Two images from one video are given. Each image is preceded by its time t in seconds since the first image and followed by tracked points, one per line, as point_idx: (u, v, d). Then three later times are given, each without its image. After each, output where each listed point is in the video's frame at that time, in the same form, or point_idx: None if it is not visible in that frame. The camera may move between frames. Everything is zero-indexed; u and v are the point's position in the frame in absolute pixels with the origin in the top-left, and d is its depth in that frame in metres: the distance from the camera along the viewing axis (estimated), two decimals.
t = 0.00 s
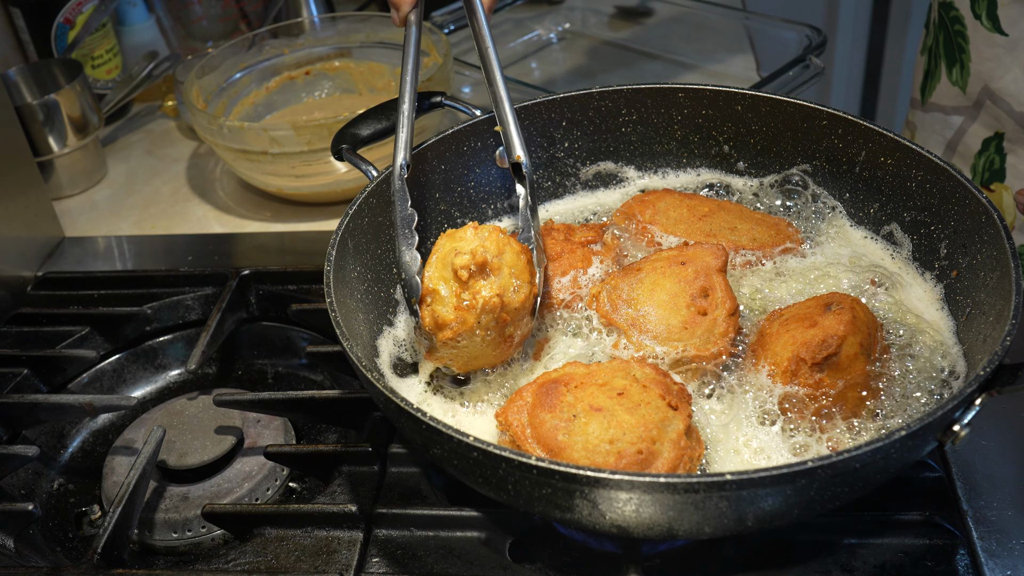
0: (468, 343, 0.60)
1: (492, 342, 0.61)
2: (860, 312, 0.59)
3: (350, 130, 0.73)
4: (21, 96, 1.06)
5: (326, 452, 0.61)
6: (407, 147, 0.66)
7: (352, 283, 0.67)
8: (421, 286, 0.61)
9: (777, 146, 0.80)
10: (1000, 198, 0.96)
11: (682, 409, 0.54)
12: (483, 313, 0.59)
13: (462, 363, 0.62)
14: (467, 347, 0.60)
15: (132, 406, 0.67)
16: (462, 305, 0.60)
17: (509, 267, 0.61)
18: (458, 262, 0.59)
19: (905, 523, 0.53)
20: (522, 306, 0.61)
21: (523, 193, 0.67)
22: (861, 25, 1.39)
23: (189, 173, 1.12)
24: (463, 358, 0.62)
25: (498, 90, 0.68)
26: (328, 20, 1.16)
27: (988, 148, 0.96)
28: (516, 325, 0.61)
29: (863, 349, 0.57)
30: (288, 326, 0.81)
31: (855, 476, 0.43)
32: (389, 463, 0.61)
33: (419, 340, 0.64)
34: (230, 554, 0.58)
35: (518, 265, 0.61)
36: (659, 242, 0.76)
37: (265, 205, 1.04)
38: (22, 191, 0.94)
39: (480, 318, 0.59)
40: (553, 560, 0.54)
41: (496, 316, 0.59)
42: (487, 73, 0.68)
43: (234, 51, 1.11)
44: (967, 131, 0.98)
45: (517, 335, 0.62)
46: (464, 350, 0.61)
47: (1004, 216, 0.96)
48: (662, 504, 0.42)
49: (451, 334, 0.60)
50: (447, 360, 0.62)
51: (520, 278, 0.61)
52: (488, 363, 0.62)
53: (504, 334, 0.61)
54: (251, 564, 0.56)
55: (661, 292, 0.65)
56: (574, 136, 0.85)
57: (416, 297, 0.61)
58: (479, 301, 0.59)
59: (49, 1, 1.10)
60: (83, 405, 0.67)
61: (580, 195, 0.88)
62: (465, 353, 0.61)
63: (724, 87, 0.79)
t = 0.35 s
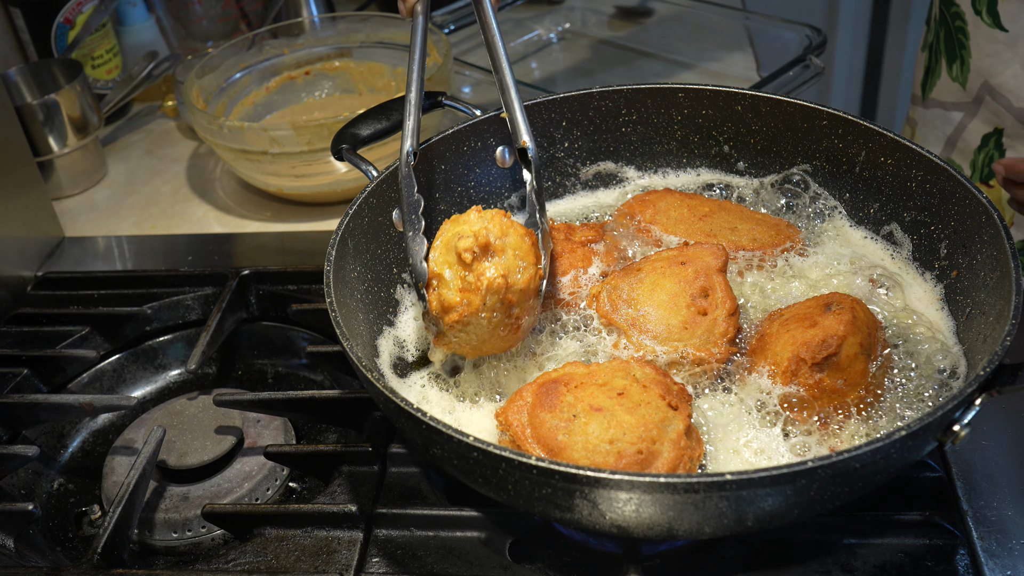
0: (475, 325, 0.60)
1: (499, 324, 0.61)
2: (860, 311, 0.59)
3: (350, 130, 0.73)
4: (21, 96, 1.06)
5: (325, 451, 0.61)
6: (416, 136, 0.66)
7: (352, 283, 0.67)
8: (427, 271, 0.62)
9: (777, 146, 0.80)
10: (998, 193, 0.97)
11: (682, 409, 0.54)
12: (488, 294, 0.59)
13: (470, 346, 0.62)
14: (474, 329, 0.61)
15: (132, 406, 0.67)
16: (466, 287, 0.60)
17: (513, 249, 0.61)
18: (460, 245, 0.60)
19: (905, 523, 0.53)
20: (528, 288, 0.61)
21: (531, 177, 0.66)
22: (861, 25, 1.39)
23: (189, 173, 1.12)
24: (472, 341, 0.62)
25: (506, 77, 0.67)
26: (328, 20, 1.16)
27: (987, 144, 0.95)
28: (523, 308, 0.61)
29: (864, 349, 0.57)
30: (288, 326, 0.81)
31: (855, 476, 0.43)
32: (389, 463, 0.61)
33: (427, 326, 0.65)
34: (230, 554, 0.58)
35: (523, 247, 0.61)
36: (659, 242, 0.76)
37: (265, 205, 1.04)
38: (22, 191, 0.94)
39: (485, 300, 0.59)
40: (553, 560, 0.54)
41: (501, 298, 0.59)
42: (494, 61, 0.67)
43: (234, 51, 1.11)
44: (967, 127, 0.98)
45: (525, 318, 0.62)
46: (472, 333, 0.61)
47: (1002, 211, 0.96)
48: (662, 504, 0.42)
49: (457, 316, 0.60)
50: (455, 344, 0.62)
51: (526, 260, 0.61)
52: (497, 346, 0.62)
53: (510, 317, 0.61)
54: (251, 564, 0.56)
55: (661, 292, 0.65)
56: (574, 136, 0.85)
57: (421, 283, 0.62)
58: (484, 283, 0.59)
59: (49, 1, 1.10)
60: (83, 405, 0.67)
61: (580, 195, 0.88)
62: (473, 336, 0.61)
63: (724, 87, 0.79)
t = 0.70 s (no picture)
0: (536, 208, 0.62)
1: (560, 196, 0.62)
2: (860, 311, 0.59)
3: (350, 130, 0.73)
4: (21, 96, 1.06)
5: (325, 451, 0.61)
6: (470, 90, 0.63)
7: (352, 283, 0.67)
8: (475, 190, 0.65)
9: (777, 146, 0.80)
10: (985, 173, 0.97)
11: (682, 409, 0.54)
12: (529, 174, 0.62)
13: (547, 232, 0.63)
14: (539, 207, 0.62)
15: (132, 406, 0.67)
16: (507, 178, 0.63)
17: (531, 129, 0.64)
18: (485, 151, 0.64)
19: (905, 523, 0.53)
20: (562, 153, 0.63)
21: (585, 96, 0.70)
22: (860, 25, 1.39)
23: (189, 173, 1.12)
24: (545, 226, 0.63)
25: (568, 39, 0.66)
26: (328, 20, 1.15)
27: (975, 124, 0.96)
28: (570, 170, 0.63)
29: (863, 349, 0.57)
30: (288, 326, 0.81)
31: (855, 475, 0.43)
32: (389, 463, 0.61)
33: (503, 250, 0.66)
34: (230, 554, 0.58)
35: (545, 129, 0.65)
36: (659, 242, 0.76)
37: (265, 205, 1.04)
38: (22, 191, 0.94)
39: (528, 179, 0.62)
40: (553, 560, 0.54)
41: (542, 169, 0.62)
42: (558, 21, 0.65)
43: (234, 51, 1.11)
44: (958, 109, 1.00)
45: (579, 180, 0.64)
46: (541, 215, 0.62)
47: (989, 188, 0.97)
48: (662, 504, 0.42)
49: (513, 210, 0.62)
50: (535, 241, 0.63)
51: (558, 142, 0.64)
52: (573, 221, 0.64)
53: (563, 184, 0.63)
54: (251, 564, 0.56)
55: (661, 292, 0.65)
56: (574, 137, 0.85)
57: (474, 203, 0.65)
58: (517, 165, 0.62)
59: (49, 1, 1.10)
60: (83, 405, 0.67)
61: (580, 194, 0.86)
62: (542, 220, 0.63)
63: (724, 86, 0.79)
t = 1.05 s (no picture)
0: (561, 188, 0.63)
1: (585, 180, 0.63)
2: (860, 311, 0.59)
3: (350, 130, 0.73)
4: (21, 96, 1.06)
5: (325, 451, 0.61)
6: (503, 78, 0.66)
7: (352, 283, 0.67)
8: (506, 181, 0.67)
9: (777, 146, 0.80)
10: (958, 128, 1.03)
11: (682, 409, 0.54)
12: (555, 156, 0.64)
13: (571, 214, 0.64)
14: (564, 185, 0.63)
15: (132, 406, 0.67)
16: (534, 160, 0.65)
17: (559, 125, 0.67)
18: (517, 138, 0.67)
19: (905, 523, 0.53)
20: (588, 143, 0.66)
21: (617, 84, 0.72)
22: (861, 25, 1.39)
23: (189, 173, 1.12)
24: (569, 208, 0.63)
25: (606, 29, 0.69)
26: (328, 20, 1.15)
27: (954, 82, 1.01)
28: (595, 159, 0.65)
29: (864, 349, 0.57)
30: (288, 326, 0.81)
31: (855, 475, 0.43)
32: (389, 463, 0.61)
33: (528, 237, 0.67)
34: (230, 554, 0.58)
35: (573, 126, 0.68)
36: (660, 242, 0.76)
37: (265, 205, 1.04)
38: (22, 191, 0.94)
39: (554, 160, 0.64)
40: (553, 560, 0.54)
41: (568, 153, 0.64)
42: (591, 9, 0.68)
43: (234, 50, 1.11)
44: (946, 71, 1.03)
45: (604, 170, 0.65)
46: (565, 196, 0.63)
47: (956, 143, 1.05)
48: (662, 504, 0.42)
49: (541, 191, 0.63)
50: (559, 224, 0.64)
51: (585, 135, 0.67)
52: (598, 208, 0.64)
53: (587, 170, 0.64)
54: (250, 564, 0.56)
55: (661, 292, 0.65)
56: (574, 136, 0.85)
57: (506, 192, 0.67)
58: (545, 151, 0.64)
59: (49, 1, 1.10)
60: (82, 405, 0.67)
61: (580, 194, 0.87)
62: (567, 202, 0.63)
63: (724, 86, 0.79)
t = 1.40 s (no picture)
0: (590, 175, 0.64)
1: (612, 174, 0.65)
2: (860, 311, 0.59)
3: (350, 131, 0.74)
4: (21, 96, 1.06)
5: (326, 451, 0.61)
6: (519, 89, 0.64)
7: (352, 283, 0.67)
8: (528, 160, 0.66)
9: (777, 146, 0.80)
10: (980, 147, 1.02)
11: (682, 409, 0.54)
12: (588, 144, 0.65)
13: (590, 203, 0.64)
14: (593, 175, 0.64)
15: (132, 406, 0.67)
16: (567, 143, 0.65)
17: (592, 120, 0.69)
18: (551, 122, 0.67)
19: (904, 523, 0.53)
20: (619, 141, 0.67)
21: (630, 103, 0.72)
22: (860, 25, 1.40)
23: (189, 173, 1.12)
24: (593, 197, 0.64)
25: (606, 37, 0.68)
26: (328, 20, 1.16)
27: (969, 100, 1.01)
28: (623, 157, 0.66)
29: (864, 349, 0.57)
30: (288, 326, 0.81)
31: (854, 475, 0.43)
32: (390, 463, 0.62)
33: (539, 219, 0.66)
34: (230, 554, 0.58)
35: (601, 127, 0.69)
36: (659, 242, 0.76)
37: (265, 205, 1.04)
38: (23, 191, 0.94)
39: (586, 148, 0.65)
40: (553, 560, 0.55)
41: (601, 145, 0.65)
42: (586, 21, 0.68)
43: (234, 51, 1.11)
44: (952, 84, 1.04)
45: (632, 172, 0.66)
46: (592, 183, 0.64)
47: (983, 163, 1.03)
48: (662, 503, 0.42)
49: (569, 176, 0.64)
50: (579, 210, 0.64)
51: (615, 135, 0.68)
52: (616, 205, 0.65)
53: (617, 165, 0.65)
54: (251, 564, 0.56)
55: (661, 292, 0.65)
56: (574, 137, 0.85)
57: (526, 168, 0.66)
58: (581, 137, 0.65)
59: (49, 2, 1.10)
60: (83, 404, 0.67)
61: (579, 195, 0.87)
62: (591, 190, 0.64)
63: (724, 87, 0.79)
